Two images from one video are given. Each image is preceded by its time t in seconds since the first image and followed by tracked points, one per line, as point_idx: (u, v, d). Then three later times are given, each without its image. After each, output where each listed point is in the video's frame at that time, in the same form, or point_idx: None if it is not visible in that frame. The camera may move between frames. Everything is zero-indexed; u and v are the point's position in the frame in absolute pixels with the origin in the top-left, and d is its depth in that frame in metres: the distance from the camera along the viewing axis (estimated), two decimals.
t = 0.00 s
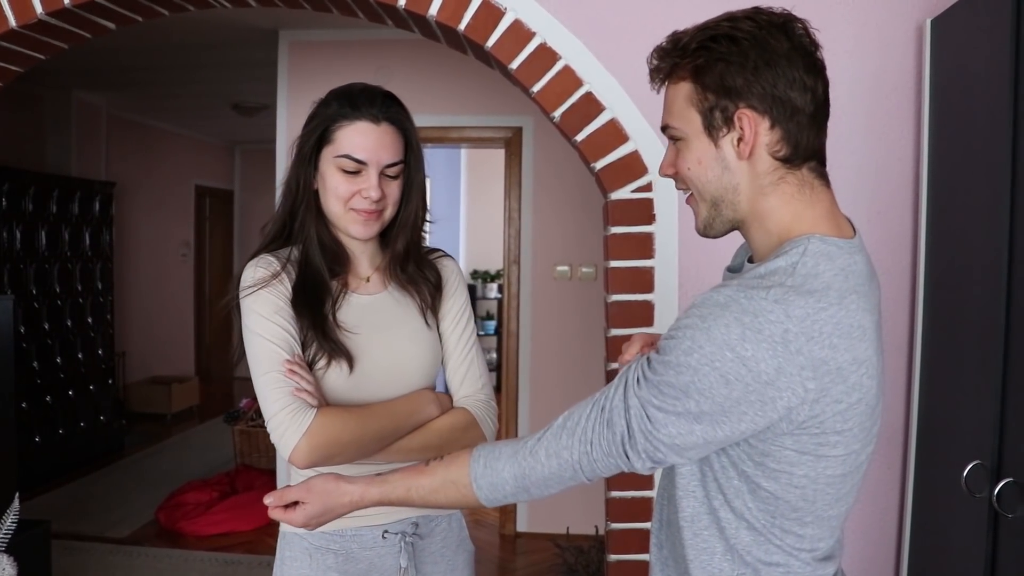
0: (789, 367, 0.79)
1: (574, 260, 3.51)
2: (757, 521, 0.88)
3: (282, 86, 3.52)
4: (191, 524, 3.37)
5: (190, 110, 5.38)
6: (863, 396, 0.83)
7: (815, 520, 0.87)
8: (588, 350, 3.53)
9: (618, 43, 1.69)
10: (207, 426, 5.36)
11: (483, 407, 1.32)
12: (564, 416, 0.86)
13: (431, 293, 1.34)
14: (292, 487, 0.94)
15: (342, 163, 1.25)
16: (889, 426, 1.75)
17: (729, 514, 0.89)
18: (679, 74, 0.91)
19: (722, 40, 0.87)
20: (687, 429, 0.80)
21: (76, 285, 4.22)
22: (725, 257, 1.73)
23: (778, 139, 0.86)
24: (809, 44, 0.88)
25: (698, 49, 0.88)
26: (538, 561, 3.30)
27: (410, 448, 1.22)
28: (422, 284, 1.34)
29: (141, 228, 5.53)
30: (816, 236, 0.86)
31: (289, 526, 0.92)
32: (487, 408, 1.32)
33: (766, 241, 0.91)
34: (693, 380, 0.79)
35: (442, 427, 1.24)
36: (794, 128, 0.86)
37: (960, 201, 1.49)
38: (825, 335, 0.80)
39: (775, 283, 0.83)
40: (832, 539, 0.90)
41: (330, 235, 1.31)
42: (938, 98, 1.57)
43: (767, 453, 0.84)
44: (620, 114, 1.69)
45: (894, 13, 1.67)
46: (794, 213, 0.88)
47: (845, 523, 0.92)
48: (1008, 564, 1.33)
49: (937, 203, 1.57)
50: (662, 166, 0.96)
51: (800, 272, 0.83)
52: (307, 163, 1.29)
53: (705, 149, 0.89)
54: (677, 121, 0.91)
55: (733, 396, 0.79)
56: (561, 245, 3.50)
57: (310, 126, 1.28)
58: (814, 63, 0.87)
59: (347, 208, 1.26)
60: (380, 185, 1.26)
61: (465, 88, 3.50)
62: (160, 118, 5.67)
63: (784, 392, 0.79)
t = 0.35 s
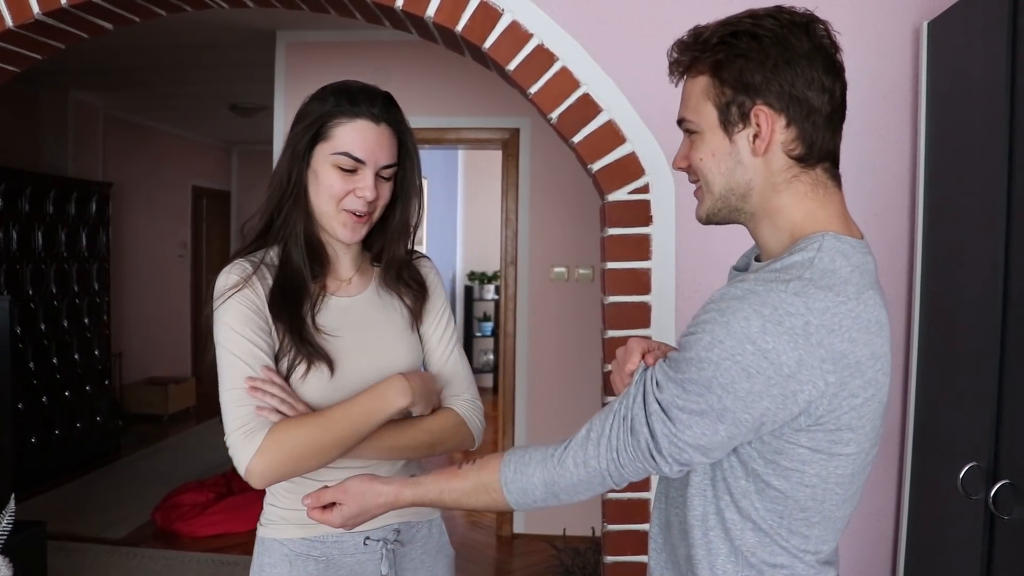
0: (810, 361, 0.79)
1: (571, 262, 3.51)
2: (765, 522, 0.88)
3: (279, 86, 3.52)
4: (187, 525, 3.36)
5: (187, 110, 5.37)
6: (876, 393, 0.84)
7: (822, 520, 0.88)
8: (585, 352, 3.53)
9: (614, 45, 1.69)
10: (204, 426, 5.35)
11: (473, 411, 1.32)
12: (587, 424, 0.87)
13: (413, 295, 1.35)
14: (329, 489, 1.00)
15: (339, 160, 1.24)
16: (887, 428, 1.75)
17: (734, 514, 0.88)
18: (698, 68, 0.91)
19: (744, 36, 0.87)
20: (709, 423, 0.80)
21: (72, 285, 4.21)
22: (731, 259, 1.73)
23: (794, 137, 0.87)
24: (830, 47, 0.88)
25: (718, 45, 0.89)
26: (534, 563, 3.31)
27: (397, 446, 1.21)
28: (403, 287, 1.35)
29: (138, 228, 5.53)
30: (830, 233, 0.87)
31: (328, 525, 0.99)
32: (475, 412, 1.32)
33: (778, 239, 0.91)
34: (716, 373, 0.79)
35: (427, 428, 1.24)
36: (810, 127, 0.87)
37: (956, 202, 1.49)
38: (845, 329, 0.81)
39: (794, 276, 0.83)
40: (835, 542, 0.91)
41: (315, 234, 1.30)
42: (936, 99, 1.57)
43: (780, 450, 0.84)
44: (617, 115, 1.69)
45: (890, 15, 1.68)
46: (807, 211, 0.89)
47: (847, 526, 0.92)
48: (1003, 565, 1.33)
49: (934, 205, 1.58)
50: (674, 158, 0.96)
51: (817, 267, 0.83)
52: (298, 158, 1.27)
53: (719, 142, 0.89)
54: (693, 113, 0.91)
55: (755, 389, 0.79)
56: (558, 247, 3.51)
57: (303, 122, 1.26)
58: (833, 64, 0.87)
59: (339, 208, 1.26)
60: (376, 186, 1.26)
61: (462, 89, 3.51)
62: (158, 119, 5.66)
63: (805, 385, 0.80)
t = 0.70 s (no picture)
0: (827, 359, 0.79)
1: (568, 262, 3.51)
2: (774, 523, 0.88)
3: (277, 87, 3.53)
4: (184, 527, 3.35)
5: (185, 111, 5.37)
6: (888, 393, 0.85)
7: (830, 521, 0.88)
8: (583, 352, 3.53)
9: (611, 46, 1.70)
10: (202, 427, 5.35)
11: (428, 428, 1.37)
12: (599, 425, 0.88)
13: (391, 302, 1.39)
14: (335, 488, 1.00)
15: (356, 167, 1.20)
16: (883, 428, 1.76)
17: (743, 515, 0.89)
18: (703, 78, 0.91)
19: (747, 41, 0.88)
20: (724, 423, 0.80)
21: (70, 287, 4.20)
22: (737, 259, 1.75)
23: (810, 133, 0.88)
24: (825, 44, 0.90)
25: (723, 52, 0.89)
26: (531, 564, 3.31)
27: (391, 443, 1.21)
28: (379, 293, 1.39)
29: (135, 230, 5.52)
30: (842, 234, 0.87)
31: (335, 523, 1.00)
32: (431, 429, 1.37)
33: (795, 240, 0.91)
34: (733, 372, 0.79)
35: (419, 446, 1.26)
36: (823, 122, 0.88)
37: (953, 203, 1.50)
38: (861, 328, 0.81)
39: (808, 275, 0.83)
40: (841, 543, 0.92)
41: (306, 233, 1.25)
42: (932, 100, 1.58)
43: (793, 450, 0.85)
44: (614, 117, 1.69)
45: (886, 16, 1.68)
46: (822, 208, 0.90)
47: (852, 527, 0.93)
48: (1001, 565, 1.34)
49: (931, 206, 1.58)
50: (683, 178, 0.96)
51: (832, 267, 0.84)
52: (316, 149, 1.20)
53: (737, 150, 0.89)
54: (705, 123, 0.91)
55: (772, 388, 0.78)
56: (556, 247, 3.51)
57: (326, 115, 1.20)
58: (832, 60, 0.90)
59: (340, 215, 1.22)
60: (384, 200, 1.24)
61: (459, 90, 3.51)
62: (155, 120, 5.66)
63: (822, 384, 0.80)
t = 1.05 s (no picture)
0: (829, 358, 0.80)
1: (564, 265, 3.51)
2: (775, 524, 0.89)
3: (274, 89, 3.53)
4: (179, 529, 3.35)
5: (181, 112, 5.36)
6: (889, 392, 0.85)
7: (832, 522, 0.89)
8: (579, 354, 3.54)
9: (607, 48, 1.71)
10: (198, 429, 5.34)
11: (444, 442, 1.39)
12: (602, 425, 0.89)
13: (413, 315, 1.37)
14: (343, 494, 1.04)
15: (402, 188, 1.16)
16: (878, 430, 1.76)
17: (745, 516, 0.90)
18: (682, 101, 0.92)
19: (718, 57, 0.89)
20: (725, 421, 0.80)
21: (65, 287, 4.19)
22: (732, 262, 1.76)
23: (796, 137, 0.89)
24: (794, 48, 0.92)
25: (696, 72, 0.90)
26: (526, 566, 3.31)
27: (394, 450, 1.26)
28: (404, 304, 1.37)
29: (131, 231, 5.50)
30: (841, 235, 0.88)
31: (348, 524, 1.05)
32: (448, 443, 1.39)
33: (792, 244, 0.92)
34: (734, 371, 0.79)
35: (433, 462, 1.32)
36: (806, 124, 0.89)
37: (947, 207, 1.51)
38: (862, 327, 0.82)
39: (811, 274, 0.83)
40: (843, 544, 0.92)
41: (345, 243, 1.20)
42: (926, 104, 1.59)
43: (795, 451, 0.85)
44: (609, 120, 1.70)
45: (880, 20, 1.69)
46: (817, 209, 0.91)
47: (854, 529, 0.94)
48: (993, 568, 1.35)
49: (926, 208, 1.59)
50: (679, 202, 0.98)
51: (833, 266, 0.84)
52: (365, 159, 1.15)
53: (728, 165, 0.90)
54: (691, 144, 0.92)
55: (773, 386, 0.79)
56: (551, 249, 3.51)
57: (378, 129, 1.15)
58: (804, 62, 0.91)
59: (376, 232, 1.19)
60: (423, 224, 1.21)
61: (456, 92, 3.51)
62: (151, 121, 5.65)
63: (824, 382, 0.80)
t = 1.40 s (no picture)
0: (840, 355, 0.81)
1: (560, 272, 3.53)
2: (776, 524, 0.90)
3: (269, 96, 3.55)
4: (175, 536, 3.34)
5: (177, 120, 5.36)
6: (895, 394, 0.87)
7: (833, 525, 0.90)
8: (574, 361, 3.55)
9: (603, 56, 1.72)
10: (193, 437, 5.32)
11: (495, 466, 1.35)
12: (608, 408, 0.89)
13: (472, 334, 1.33)
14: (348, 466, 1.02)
15: (450, 214, 1.15)
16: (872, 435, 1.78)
17: (747, 516, 0.91)
18: (675, 111, 0.94)
19: (711, 69, 0.92)
20: (732, 412, 0.81)
21: (61, 294, 4.19)
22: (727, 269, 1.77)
23: (789, 148, 0.91)
24: (785, 61, 0.94)
25: (689, 83, 0.92)
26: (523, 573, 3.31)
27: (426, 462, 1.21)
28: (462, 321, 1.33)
29: (126, 237, 5.50)
30: (845, 238, 0.90)
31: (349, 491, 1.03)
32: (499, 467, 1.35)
33: (788, 253, 0.93)
34: (744, 361, 0.80)
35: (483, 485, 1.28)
36: (798, 135, 0.91)
37: (941, 213, 1.52)
38: (874, 327, 0.83)
39: (823, 272, 0.85)
40: (841, 548, 0.93)
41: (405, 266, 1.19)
42: (920, 111, 1.61)
43: (799, 449, 0.87)
44: (604, 127, 1.72)
45: (873, 29, 1.71)
46: (814, 216, 0.92)
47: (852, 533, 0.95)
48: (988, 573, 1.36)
49: (920, 214, 1.61)
50: (672, 212, 0.99)
51: (843, 266, 0.86)
52: (420, 182, 1.14)
53: (720, 175, 0.92)
54: (685, 155, 0.93)
55: (784, 379, 0.80)
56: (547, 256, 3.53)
57: (435, 153, 1.14)
58: (795, 75, 0.93)
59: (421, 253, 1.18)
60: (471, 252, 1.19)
61: (451, 100, 3.53)
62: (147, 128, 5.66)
63: (834, 378, 0.81)
